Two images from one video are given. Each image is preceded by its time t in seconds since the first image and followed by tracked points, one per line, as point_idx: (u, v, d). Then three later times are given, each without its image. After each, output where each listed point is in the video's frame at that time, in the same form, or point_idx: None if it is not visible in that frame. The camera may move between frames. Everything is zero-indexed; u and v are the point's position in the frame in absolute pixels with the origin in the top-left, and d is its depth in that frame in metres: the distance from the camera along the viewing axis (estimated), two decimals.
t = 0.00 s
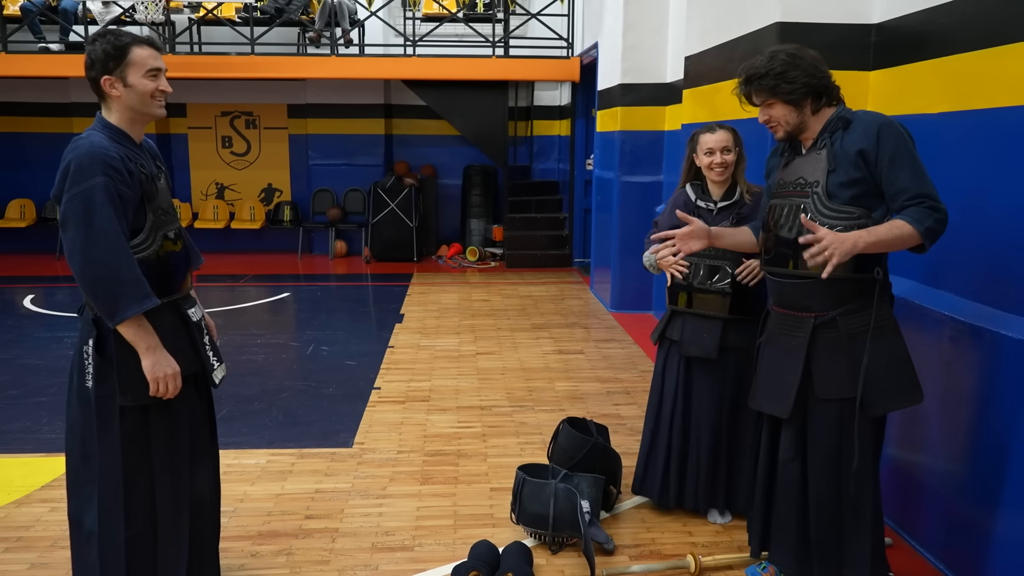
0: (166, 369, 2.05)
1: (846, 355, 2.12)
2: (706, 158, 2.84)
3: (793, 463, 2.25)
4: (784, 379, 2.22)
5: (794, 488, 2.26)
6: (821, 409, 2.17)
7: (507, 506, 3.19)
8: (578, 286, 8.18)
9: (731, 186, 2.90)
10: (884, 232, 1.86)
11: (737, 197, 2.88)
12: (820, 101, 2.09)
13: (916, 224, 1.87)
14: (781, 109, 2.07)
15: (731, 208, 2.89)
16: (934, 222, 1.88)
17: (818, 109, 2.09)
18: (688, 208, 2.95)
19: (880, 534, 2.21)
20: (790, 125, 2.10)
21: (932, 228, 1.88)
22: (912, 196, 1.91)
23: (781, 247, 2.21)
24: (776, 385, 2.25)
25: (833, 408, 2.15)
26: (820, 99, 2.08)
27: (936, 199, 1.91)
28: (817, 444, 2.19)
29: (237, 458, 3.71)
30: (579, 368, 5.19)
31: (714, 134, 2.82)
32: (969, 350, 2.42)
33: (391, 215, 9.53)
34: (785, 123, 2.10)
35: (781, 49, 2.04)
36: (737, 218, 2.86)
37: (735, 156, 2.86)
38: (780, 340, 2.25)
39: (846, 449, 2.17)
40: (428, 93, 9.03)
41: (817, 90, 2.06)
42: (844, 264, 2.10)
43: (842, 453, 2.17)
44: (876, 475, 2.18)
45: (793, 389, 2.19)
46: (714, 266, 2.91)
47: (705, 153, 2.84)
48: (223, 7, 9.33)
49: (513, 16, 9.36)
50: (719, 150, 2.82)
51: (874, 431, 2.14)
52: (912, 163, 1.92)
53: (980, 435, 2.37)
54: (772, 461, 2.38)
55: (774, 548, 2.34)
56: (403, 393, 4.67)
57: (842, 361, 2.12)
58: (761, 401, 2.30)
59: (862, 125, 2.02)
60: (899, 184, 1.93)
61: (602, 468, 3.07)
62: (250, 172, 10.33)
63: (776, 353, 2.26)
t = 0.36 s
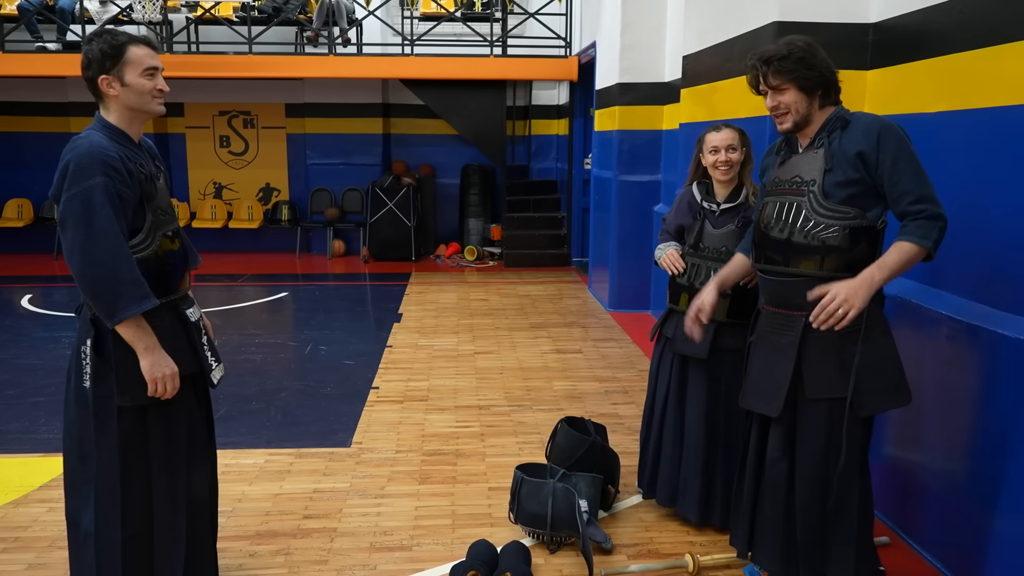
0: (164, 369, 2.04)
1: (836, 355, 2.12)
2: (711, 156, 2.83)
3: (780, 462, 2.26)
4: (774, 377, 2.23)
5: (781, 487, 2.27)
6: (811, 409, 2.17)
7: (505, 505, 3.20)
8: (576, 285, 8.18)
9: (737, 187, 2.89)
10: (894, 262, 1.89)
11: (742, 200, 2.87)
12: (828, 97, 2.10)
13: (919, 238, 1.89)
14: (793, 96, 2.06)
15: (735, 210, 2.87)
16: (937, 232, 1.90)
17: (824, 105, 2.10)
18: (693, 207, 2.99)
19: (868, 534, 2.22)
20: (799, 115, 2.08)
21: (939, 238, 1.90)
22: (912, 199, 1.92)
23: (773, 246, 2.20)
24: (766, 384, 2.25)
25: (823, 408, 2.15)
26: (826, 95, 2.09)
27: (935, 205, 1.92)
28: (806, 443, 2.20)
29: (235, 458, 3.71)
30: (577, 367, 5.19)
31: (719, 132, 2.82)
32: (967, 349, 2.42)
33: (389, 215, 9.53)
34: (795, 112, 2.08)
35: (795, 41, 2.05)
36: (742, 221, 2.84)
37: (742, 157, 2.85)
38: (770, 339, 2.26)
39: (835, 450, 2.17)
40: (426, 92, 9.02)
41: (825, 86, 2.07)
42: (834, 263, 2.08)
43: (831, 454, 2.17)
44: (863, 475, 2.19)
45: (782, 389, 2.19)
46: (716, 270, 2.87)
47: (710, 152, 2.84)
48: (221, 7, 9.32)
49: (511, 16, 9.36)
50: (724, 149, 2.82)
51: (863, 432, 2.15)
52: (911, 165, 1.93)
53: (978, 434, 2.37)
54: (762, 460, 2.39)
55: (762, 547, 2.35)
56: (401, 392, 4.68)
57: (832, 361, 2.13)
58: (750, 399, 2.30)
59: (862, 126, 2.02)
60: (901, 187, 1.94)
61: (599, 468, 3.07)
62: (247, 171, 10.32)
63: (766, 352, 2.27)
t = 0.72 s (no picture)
0: (158, 371, 2.04)
1: (821, 354, 2.13)
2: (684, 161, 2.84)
3: (768, 462, 2.27)
4: (760, 376, 2.24)
5: (769, 486, 2.29)
6: (799, 408, 2.18)
7: (502, 506, 3.20)
8: (573, 285, 8.18)
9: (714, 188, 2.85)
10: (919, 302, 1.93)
11: (717, 201, 2.84)
12: (826, 94, 2.10)
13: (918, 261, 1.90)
14: (795, 88, 2.06)
15: (711, 210, 2.86)
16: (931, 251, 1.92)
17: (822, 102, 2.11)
18: (673, 208, 3.01)
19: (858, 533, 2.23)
20: (798, 108, 2.09)
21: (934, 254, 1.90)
22: (896, 202, 1.92)
23: (764, 245, 2.22)
24: (753, 383, 2.26)
25: (809, 407, 2.17)
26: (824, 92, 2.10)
27: (914, 214, 1.91)
28: (794, 442, 2.21)
29: (231, 459, 3.71)
30: (574, 367, 5.19)
31: (692, 137, 2.81)
32: (961, 347, 2.43)
33: (386, 216, 9.53)
34: (795, 105, 2.09)
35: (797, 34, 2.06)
36: (717, 222, 2.83)
37: (716, 159, 2.82)
38: (758, 339, 2.27)
39: (823, 449, 2.18)
40: (423, 92, 9.01)
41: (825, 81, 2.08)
42: (824, 263, 2.09)
43: (818, 452, 2.18)
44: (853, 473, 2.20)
45: (769, 388, 2.20)
46: (694, 268, 2.89)
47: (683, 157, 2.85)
48: (217, 8, 9.33)
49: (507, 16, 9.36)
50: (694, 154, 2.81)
51: (850, 431, 2.16)
52: (896, 166, 1.92)
53: (972, 433, 2.38)
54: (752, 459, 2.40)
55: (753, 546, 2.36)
56: (398, 393, 4.68)
57: (817, 360, 2.14)
58: (736, 398, 2.32)
59: (849, 126, 2.02)
60: (885, 190, 1.93)
61: (596, 468, 3.06)
62: (244, 173, 10.32)
63: (753, 351, 2.28)
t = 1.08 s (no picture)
0: (142, 385, 2.03)
1: (819, 365, 2.14)
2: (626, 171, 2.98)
3: (766, 474, 2.26)
4: (762, 390, 2.24)
5: (767, 498, 2.28)
6: (800, 420, 2.18)
7: (489, 519, 3.19)
8: (564, 297, 8.19)
9: (656, 198, 2.99)
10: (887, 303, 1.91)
11: (659, 209, 2.97)
12: (793, 115, 2.09)
13: (901, 268, 1.89)
14: (752, 126, 2.10)
15: (655, 219, 3.00)
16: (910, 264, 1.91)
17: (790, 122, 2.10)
18: (624, 220, 3.13)
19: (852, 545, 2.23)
20: (762, 140, 2.13)
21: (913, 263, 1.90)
22: (882, 212, 1.92)
23: (755, 260, 2.24)
24: (754, 397, 2.26)
25: (810, 419, 2.17)
26: (790, 113, 2.08)
27: (901, 223, 1.91)
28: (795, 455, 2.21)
29: (219, 472, 3.68)
30: (564, 379, 5.19)
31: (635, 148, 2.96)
32: (944, 359, 2.45)
33: (378, 227, 9.53)
34: (757, 139, 2.13)
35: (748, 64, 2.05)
36: (660, 230, 2.97)
37: (655, 169, 2.95)
38: (757, 353, 2.28)
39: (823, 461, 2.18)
40: (415, 103, 9.03)
41: (788, 104, 2.06)
42: (815, 277, 2.11)
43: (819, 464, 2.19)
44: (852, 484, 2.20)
45: (770, 401, 2.21)
46: (645, 276, 3.02)
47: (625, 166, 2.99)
48: (209, 19, 9.35)
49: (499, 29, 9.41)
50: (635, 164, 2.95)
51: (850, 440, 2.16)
52: (879, 178, 1.94)
53: (954, 444, 2.39)
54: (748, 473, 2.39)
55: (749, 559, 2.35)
56: (388, 405, 4.67)
57: (816, 371, 2.15)
58: (739, 413, 2.31)
59: (833, 140, 2.04)
60: (870, 202, 1.94)
61: (584, 480, 3.05)
62: (235, 184, 10.31)
63: (754, 366, 2.28)
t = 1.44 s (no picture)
0: (135, 390, 2.03)
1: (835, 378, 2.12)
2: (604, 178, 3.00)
3: (777, 487, 2.24)
4: (776, 404, 2.21)
5: (780, 511, 2.26)
6: (817, 434, 2.16)
7: (486, 526, 3.18)
8: (564, 303, 8.19)
9: (636, 203, 3.01)
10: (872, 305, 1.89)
11: (642, 212, 2.99)
12: (777, 126, 2.09)
13: (892, 270, 1.88)
14: (738, 143, 2.11)
15: (637, 223, 3.01)
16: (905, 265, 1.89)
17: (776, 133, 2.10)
18: (606, 226, 3.13)
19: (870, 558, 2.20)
20: (750, 154, 2.15)
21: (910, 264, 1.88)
22: (876, 217, 1.92)
23: (757, 270, 2.23)
24: (768, 410, 2.24)
25: (828, 433, 2.14)
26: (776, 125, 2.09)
27: (897, 225, 1.90)
28: (811, 468, 2.18)
29: (216, 478, 3.68)
30: (563, 386, 5.18)
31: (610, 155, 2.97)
32: (942, 365, 2.43)
33: (379, 232, 9.53)
34: (746, 154, 2.15)
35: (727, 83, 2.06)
36: (644, 232, 2.99)
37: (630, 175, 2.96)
38: (769, 366, 2.25)
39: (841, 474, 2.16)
40: (416, 109, 9.04)
41: (772, 118, 2.06)
42: (819, 287, 2.11)
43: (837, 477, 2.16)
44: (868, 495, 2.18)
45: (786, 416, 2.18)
46: (632, 279, 3.03)
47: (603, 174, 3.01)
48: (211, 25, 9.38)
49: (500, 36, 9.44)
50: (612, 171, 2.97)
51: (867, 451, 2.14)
52: (873, 183, 1.93)
53: (952, 453, 2.38)
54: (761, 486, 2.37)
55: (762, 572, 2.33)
56: (386, 411, 4.66)
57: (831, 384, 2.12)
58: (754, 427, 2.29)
59: (826, 148, 2.03)
60: (865, 208, 1.94)
61: (581, 487, 3.05)
62: (237, 189, 10.33)
63: (765, 378, 2.26)
